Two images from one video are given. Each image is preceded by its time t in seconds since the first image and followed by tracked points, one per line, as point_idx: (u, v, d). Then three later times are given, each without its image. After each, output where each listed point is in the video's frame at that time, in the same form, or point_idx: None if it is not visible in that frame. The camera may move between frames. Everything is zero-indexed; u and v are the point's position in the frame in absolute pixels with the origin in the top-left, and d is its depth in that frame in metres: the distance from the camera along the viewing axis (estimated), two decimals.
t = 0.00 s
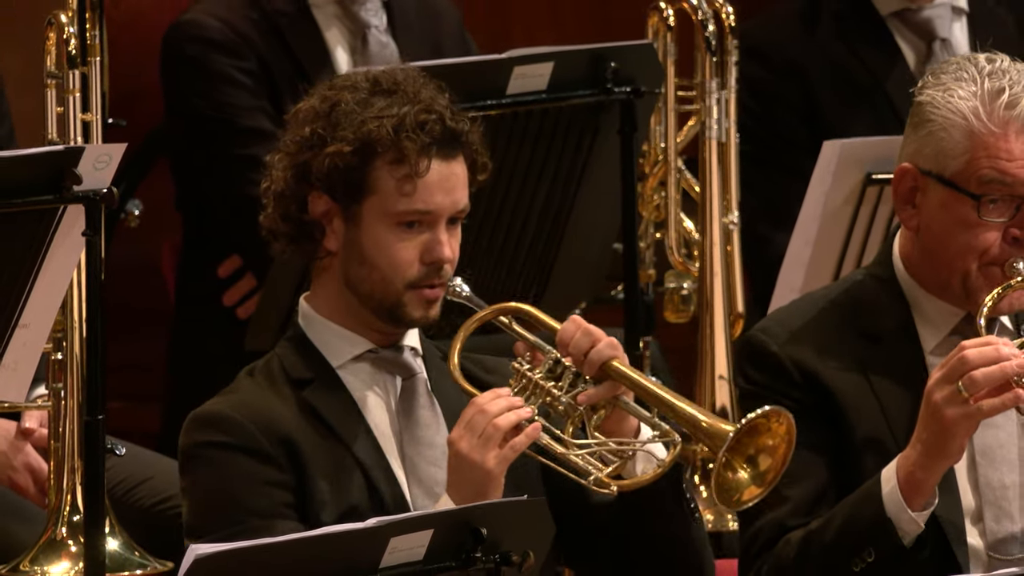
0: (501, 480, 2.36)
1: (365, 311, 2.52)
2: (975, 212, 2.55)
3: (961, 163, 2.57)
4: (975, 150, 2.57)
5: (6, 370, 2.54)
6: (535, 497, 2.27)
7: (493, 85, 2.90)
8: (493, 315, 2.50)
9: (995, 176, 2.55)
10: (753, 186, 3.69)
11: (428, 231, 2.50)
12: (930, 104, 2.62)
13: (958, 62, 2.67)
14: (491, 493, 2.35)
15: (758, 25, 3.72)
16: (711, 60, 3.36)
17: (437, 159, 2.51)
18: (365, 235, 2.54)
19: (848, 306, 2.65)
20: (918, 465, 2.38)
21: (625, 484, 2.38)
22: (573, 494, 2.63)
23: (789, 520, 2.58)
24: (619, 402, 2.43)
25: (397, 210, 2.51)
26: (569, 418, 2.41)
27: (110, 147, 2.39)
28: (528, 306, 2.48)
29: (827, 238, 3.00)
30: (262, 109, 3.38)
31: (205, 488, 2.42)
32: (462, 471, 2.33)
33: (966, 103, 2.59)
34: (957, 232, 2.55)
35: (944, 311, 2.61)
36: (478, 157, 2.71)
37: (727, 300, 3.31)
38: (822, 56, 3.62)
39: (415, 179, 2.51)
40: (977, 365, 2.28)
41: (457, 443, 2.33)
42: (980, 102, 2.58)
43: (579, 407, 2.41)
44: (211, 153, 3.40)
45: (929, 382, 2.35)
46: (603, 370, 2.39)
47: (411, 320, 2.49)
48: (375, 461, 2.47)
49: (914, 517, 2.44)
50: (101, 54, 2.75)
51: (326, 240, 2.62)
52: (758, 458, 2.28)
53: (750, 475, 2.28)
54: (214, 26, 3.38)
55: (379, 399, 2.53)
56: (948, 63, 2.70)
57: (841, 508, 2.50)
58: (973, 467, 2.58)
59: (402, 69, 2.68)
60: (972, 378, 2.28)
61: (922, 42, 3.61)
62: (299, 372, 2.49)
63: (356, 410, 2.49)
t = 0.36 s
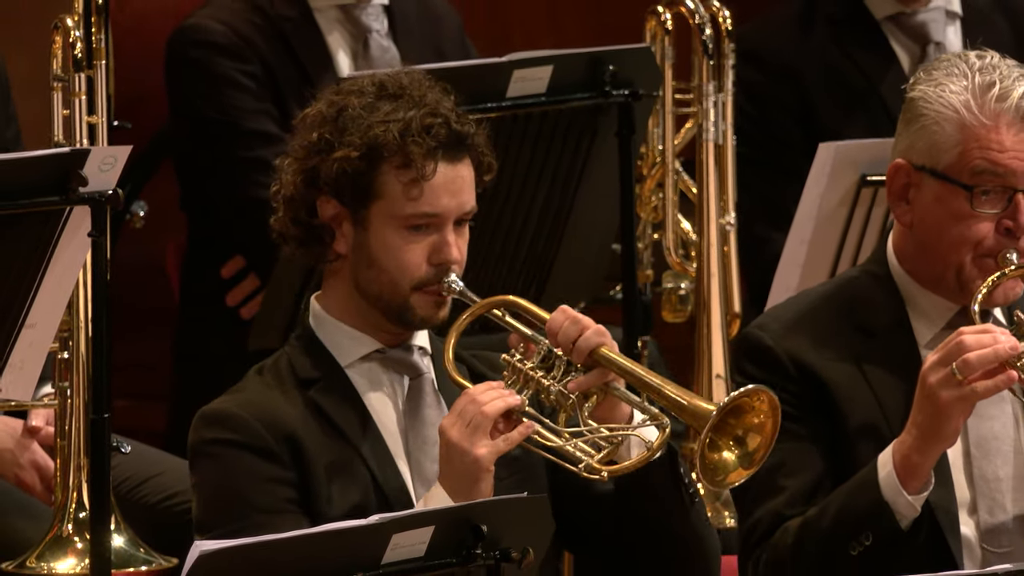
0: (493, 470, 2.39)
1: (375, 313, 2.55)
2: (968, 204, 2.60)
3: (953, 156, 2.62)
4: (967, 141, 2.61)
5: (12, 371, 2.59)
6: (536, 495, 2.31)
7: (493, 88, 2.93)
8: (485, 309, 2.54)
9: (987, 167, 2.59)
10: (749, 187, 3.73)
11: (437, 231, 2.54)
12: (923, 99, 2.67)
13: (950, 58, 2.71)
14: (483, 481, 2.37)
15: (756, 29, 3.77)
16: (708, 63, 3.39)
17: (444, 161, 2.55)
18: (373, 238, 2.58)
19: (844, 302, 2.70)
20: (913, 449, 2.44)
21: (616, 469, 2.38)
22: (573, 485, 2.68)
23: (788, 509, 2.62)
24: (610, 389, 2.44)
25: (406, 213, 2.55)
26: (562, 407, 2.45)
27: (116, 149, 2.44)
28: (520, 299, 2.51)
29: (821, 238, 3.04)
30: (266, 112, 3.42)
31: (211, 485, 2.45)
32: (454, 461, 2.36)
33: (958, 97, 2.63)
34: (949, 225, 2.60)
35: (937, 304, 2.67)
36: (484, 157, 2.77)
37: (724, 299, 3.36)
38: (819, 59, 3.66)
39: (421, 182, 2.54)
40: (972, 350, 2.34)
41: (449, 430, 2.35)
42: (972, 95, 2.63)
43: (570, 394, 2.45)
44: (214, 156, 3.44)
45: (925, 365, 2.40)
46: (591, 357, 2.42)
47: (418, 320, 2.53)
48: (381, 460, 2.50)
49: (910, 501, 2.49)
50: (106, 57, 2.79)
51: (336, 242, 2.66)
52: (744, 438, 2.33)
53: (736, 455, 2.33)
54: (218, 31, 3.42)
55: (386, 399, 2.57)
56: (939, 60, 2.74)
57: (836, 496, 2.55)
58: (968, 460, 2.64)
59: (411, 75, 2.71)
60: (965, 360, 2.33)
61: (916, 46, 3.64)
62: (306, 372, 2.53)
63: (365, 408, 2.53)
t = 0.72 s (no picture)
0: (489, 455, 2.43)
1: (381, 310, 2.59)
2: (959, 201, 2.64)
3: (943, 154, 2.66)
4: (957, 140, 2.66)
5: (19, 370, 2.63)
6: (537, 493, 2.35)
7: (492, 91, 2.97)
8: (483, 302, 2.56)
9: (977, 166, 2.64)
10: (746, 188, 3.77)
11: (439, 226, 2.59)
12: (913, 98, 2.71)
13: (939, 59, 2.76)
14: (479, 467, 2.42)
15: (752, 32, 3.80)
16: (705, 66, 3.43)
17: (444, 156, 2.59)
18: (378, 236, 2.62)
19: (838, 301, 2.74)
20: (908, 441, 2.48)
21: (606, 452, 2.45)
22: (573, 478, 2.73)
23: (786, 503, 2.66)
24: (603, 377, 2.49)
25: (407, 207, 2.59)
26: (556, 394, 2.50)
27: (121, 151, 2.48)
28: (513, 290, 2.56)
29: (817, 238, 3.08)
30: (268, 115, 3.47)
31: (219, 480, 2.50)
32: (450, 449, 2.40)
33: (948, 96, 2.67)
34: (940, 222, 2.64)
35: (930, 302, 2.71)
36: (485, 156, 2.81)
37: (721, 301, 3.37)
38: (815, 63, 3.70)
39: (422, 177, 2.59)
40: (965, 341, 2.37)
41: (444, 419, 2.40)
42: (961, 93, 2.67)
43: (564, 382, 2.50)
44: (217, 158, 3.48)
45: (919, 358, 2.44)
46: (586, 345, 2.46)
47: (422, 314, 2.55)
48: (385, 457, 2.54)
49: (905, 493, 2.53)
50: (111, 61, 2.83)
51: (340, 242, 2.70)
52: (735, 420, 2.37)
53: (726, 438, 2.37)
54: (220, 35, 3.47)
55: (392, 397, 2.60)
56: (929, 60, 2.79)
57: (833, 489, 2.58)
58: (962, 455, 2.68)
59: (410, 74, 2.76)
60: (959, 352, 2.37)
61: (910, 50, 3.71)
62: (313, 370, 2.57)
63: (370, 404, 2.57)
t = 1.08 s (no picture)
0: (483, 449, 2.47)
1: (374, 308, 2.63)
2: (945, 207, 2.71)
3: (931, 160, 2.73)
4: (945, 147, 2.72)
5: (19, 368, 2.67)
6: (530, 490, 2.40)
7: (486, 95, 3.01)
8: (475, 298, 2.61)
9: (964, 172, 2.70)
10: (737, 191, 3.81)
11: (433, 224, 2.63)
12: (901, 105, 2.77)
13: (926, 65, 2.82)
14: (474, 462, 2.46)
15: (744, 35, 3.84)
16: (697, 69, 3.49)
17: (436, 155, 2.63)
18: (372, 234, 2.66)
19: (826, 303, 2.79)
20: (895, 446, 2.54)
21: (597, 442, 2.50)
22: (567, 474, 2.78)
23: (775, 504, 2.71)
24: (593, 369, 2.55)
25: (401, 206, 2.64)
26: (548, 387, 2.54)
27: (120, 153, 2.52)
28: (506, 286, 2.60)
29: (807, 239, 3.12)
30: (265, 117, 3.51)
31: (218, 476, 2.54)
32: (443, 444, 2.45)
33: (935, 103, 2.73)
34: (928, 227, 2.70)
35: (916, 304, 2.77)
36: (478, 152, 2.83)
37: (711, 301, 3.41)
38: (806, 66, 3.74)
39: (415, 175, 2.63)
40: (951, 349, 2.43)
41: (438, 415, 2.44)
42: (948, 100, 2.73)
43: (556, 375, 2.54)
44: (215, 159, 3.52)
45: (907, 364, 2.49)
46: (576, 339, 2.51)
47: (417, 312, 2.61)
48: (382, 453, 2.59)
49: (892, 496, 2.59)
50: (111, 64, 2.87)
51: (336, 242, 2.74)
52: (725, 410, 2.42)
53: (715, 429, 2.41)
54: (219, 38, 3.50)
55: (388, 394, 2.64)
56: (917, 66, 2.85)
57: (822, 490, 2.63)
58: (947, 454, 2.75)
59: (403, 78, 2.80)
60: (946, 360, 2.43)
61: (898, 52, 3.75)
62: (311, 367, 2.61)
63: (366, 401, 2.60)
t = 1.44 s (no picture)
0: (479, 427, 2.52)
1: (370, 295, 2.68)
2: (934, 205, 2.76)
3: (919, 159, 2.78)
4: (933, 146, 2.78)
5: (16, 361, 2.69)
6: (518, 482, 2.44)
7: (477, 92, 3.06)
8: (469, 282, 2.62)
9: (952, 172, 2.76)
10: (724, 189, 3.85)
11: (425, 212, 2.67)
12: (891, 103, 2.83)
13: (916, 64, 2.87)
14: (470, 440, 2.51)
15: (733, 32, 3.87)
16: (684, 65, 3.52)
17: (426, 144, 2.68)
18: (364, 224, 2.71)
19: (814, 297, 2.84)
20: (882, 444, 2.58)
21: (591, 416, 2.55)
22: (567, 456, 2.86)
23: (760, 498, 2.75)
24: (588, 347, 2.60)
25: (392, 198, 2.68)
26: (543, 366, 2.59)
27: (116, 149, 2.57)
28: (500, 269, 2.62)
29: (793, 234, 3.17)
30: (259, 115, 3.54)
31: (220, 460, 2.58)
32: (439, 420, 2.50)
33: (924, 102, 2.79)
34: (916, 224, 2.76)
35: (902, 298, 2.82)
36: (471, 146, 2.87)
37: (701, 293, 3.50)
38: (795, 65, 3.78)
39: (406, 164, 2.68)
40: (938, 349, 2.48)
41: (434, 394, 2.49)
42: (937, 100, 2.79)
43: (549, 354, 2.59)
44: (210, 156, 3.56)
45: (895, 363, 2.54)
46: (569, 316, 2.56)
47: (411, 300, 2.64)
48: (380, 438, 2.62)
49: (879, 493, 2.63)
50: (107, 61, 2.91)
51: (330, 233, 2.76)
52: (717, 379, 2.46)
53: (709, 399, 2.45)
54: (214, 36, 3.54)
55: (386, 381, 2.68)
56: (906, 65, 2.90)
57: (810, 486, 2.68)
58: (933, 449, 2.80)
59: (393, 71, 2.84)
60: (934, 360, 2.47)
61: (884, 49, 3.81)
62: (310, 356, 2.65)
63: (364, 388, 2.64)
